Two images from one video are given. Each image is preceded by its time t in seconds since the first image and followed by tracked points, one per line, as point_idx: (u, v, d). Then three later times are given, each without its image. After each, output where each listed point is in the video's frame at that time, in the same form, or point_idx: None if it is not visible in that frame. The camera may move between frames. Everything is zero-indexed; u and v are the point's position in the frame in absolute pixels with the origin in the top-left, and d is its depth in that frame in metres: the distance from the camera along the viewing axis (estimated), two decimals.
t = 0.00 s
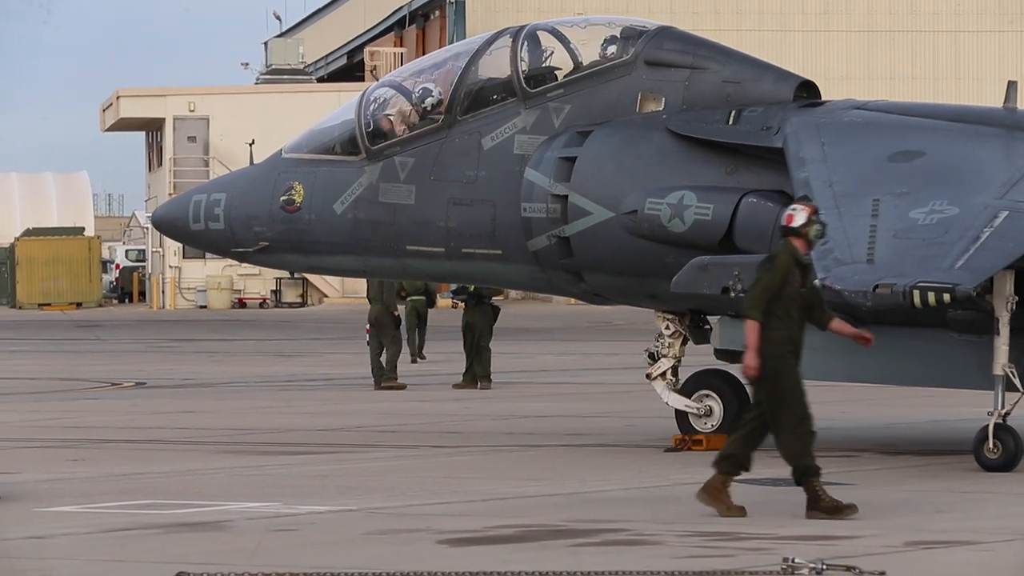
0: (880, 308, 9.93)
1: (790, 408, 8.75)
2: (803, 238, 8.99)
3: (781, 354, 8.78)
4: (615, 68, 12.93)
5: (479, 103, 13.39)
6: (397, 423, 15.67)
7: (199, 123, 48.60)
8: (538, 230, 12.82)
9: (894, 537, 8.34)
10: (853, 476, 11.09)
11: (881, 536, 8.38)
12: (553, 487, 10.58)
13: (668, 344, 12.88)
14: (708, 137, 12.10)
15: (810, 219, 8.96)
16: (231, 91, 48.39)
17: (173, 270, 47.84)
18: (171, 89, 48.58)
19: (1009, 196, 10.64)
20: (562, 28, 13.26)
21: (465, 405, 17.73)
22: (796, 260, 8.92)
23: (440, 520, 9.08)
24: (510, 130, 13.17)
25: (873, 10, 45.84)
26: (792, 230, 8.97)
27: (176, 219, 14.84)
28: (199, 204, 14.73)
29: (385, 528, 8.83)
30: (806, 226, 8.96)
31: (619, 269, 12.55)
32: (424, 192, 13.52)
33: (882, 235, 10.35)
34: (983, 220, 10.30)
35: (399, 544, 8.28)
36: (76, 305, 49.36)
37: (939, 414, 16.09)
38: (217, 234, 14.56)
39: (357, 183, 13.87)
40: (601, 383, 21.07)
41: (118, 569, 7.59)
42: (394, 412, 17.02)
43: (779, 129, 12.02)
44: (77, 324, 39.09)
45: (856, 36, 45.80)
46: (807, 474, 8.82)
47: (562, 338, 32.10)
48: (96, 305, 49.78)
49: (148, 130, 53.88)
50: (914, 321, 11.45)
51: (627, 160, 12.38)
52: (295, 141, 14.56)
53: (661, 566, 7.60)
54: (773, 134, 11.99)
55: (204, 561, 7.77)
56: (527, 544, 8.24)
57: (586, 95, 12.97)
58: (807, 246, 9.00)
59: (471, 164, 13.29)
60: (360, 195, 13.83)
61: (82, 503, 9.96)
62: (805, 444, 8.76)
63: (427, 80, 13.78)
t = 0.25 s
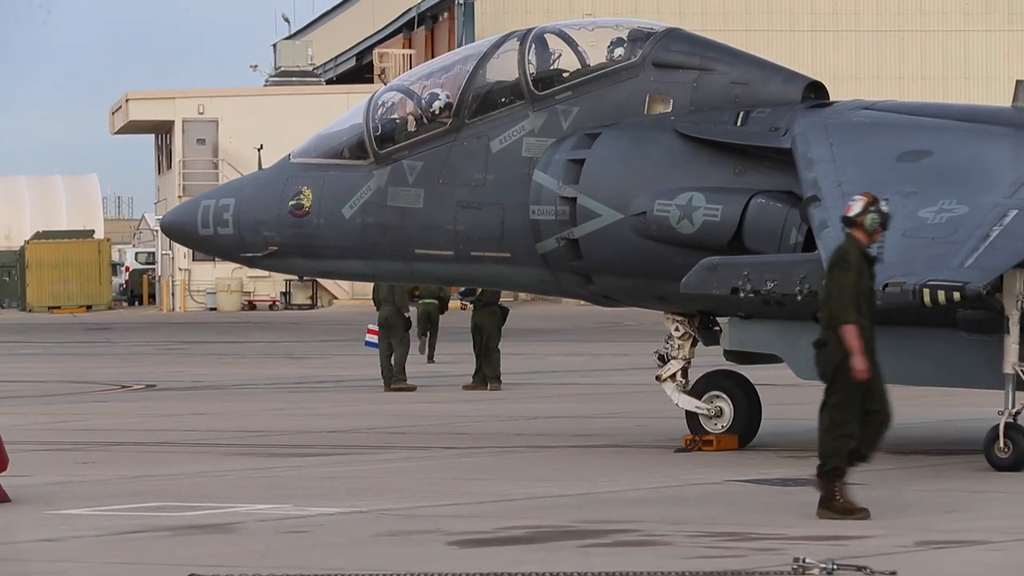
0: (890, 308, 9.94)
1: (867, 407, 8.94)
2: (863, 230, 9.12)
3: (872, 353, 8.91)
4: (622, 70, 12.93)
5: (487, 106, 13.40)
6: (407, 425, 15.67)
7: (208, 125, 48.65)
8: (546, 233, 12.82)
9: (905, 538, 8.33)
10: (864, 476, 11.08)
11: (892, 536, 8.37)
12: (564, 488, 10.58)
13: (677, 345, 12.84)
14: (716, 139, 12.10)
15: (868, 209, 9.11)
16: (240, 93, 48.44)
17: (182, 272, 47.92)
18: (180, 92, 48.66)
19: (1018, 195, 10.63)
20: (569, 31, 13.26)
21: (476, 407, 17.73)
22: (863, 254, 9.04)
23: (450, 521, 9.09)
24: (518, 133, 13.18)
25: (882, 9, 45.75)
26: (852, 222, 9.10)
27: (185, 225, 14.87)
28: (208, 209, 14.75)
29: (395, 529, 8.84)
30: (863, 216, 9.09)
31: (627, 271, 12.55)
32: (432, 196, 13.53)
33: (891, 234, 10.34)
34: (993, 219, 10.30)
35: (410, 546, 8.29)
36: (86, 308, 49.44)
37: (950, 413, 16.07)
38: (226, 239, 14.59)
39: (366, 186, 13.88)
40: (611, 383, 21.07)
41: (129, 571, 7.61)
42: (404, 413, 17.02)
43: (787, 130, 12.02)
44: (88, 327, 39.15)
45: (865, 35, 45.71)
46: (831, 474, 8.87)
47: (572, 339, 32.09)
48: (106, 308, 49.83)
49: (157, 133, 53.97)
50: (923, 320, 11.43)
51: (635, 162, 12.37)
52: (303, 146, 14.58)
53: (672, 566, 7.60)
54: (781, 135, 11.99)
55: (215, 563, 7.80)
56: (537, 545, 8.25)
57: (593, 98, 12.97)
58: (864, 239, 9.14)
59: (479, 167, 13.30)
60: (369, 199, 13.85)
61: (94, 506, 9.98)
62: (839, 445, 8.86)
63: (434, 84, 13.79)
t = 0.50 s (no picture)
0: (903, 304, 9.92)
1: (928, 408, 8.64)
2: (942, 233, 8.81)
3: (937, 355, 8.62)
4: (634, 67, 12.92)
5: (498, 104, 13.39)
6: (419, 422, 15.69)
7: (220, 123, 48.71)
8: (558, 230, 12.82)
9: (918, 534, 8.32)
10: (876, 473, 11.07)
11: (904, 533, 8.36)
12: (576, 485, 10.59)
13: (689, 343, 12.84)
14: (728, 136, 12.10)
15: (947, 214, 8.79)
16: (252, 91, 48.50)
17: (194, 270, 48.01)
18: (192, 90, 48.73)
19: None
20: (581, 28, 13.25)
21: (488, 404, 17.75)
22: (940, 257, 8.75)
23: (462, 519, 9.10)
24: (530, 131, 13.18)
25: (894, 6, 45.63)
26: (930, 226, 8.79)
27: (196, 224, 14.90)
28: (220, 207, 14.78)
29: (407, 527, 8.85)
30: (944, 221, 8.79)
31: (639, 269, 12.55)
32: (444, 194, 13.54)
33: (904, 230, 10.34)
34: (1005, 215, 10.29)
35: (422, 543, 8.30)
36: (98, 306, 49.57)
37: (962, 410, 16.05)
38: (237, 237, 14.62)
39: (377, 185, 13.90)
40: (623, 381, 21.07)
41: (142, 569, 7.63)
42: (416, 411, 17.04)
43: (799, 127, 12.02)
44: (101, 325, 39.25)
45: (877, 32, 45.60)
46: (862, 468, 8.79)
47: (584, 336, 32.10)
48: (118, 307, 49.94)
49: (169, 131, 54.04)
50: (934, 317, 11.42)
51: (647, 159, 12.37)
52: (314, 145, 14.60)
53: (684, 564, 7.60)
54: (793, 131, 12.00)
55: (227, 561, 7.81)
56: (549, 542, 8.26)
57: (605, 96, 12.96)
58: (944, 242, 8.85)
59: (491, 165, 13.31)
60: (380, 197, 13.86)
61: (107, 504, 10.00)
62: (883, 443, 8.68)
63: (445, 82, 13.79)
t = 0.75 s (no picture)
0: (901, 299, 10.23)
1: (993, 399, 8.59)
2: (998, 221, 8.83)
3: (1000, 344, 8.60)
4: (633, 64, 12.92)
5: (497, 101, 13.39)
6: (418, 419, 15.70)
7: (219, 120, 48.68)
8: (557, 226, 12.81)
9: (917, 530, 8.32)
10: (875, 469, 11.08)
11: (903, 529, 8.36)
12: (575, 482, 10.59)
13: (688, 339, 12.85)
14: (727, 132, 12.09)
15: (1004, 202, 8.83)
16: (250, 88, 48.46)
17: (193, 267, 48.01)
18: (190, 86, 48.71)
19: None
20: (580, 25, 13.25)
21: (486, 401, 17.75)
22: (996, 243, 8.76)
23: (461, 515, 9.11)
24: (529, 127, 13.18)
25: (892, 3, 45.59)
26: (986, 214, 8.81)
27: (196, 220, 14.90)
28: (219, 203, 14.78)
29: (405, 523, 8.86)
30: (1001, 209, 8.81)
31: (638, 265, 12.55)
32: (443, 190, 13.54)
33: (903, 227, 10.58)
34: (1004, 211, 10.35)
35: (421, 540, 8.31)
36: (97, 302, 49.57)
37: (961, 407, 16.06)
38: (236, 234, 14.62)
39: (376, 181, 13.90)
40: (621, 377, 21.07)
41: (141, 565, 7.63)
42: (415, 407, 17.04)
43: (798, 123, 12.01)
44: (99, 322, 39.25)
45: (876, 29, 45.56)
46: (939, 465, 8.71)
47: (582, 333, 32.11)
48: (117, 303, 49.93)
49: (167, 127, 54.01)
50: (934, 314, 11.36)
51: (646, 155, 12.37)
52: (313, 141, 14.59)
53: (683, 560, 7.61)
54: (792, 128, 11.99)
55: (225, 557, 7.81)
56: (548, 539, 8.26)
57: (604, 92, 12.96)
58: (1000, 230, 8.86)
59: (490, 161, 13.31)
60: (379, 194, 13.86)
61: (105, 500, 10.01)
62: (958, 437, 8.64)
63: (444, 78, 13.79)
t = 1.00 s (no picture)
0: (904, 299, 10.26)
1: None
2: None
3: None
4: (636, 63, 12.92)
5: (501, 100, 13.39)
6: (422, 418, 15.70)
7: (223, 119, 48.69)
8: (561, 226, 12.81)
9: (921, 530, 8.31)
10: (878, 468, 11.07)
11: (907, 529, 8.35)
12: (579, 482, 10.59)
13: (692, 339, 12.87)
14: (731, 131, 12.08)
15: None
16: (254, 87, 48.49)
17: (197, 266, 48.03)
18: (194, 86, 48.73)
19: None
20: (584, 24, 13.25)
21: (490, 400, 17.75)
22: None
23: (465, 514, 9.11)
24: (533, 126, 13.17)
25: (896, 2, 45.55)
26: None
27: (200, 218, 14.91)
28: (223, 202, 14.79)
29: (409, 523, 8.86)
30: None
31: (641, 264, 12.55)
32: (447, 188, 13.55)
33: (906, 226, 10.58)
34: (1008, 210, 10.35)
35: (424, 539, 8.30)
36: (101, 302, 49.60)
37: (965, 406, 16.05)
38: (240, 233, 14.62)
39: (380, 180, 13.90)
40: (625, 377, 21.07)
41: (144, 565, 7.63)
42: (419, 407, 17.05)
43: (802, 122, 12.00)
44: (103, 321, 39.29)
45: (880, 28, 45.52)
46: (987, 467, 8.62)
47: (586, 332, 32.11)
48: (121, 303, 49.95)
49: (171, 127, 54.04)
50: (936, 315, 11.29)
51: (650, 154, 12.36)
52: (317, 140, 14.59)
53: (687, 560, 7.60)
54: (795, 127, 11.98)
55: (229, 557, 7.81)
56: (553, 538, 8.26)
57: (608, 91, 12.96)
58: None
59: (494, 160, 13.31)
60: (383, 193, 13.87)
61: (109, 499, 10.02)
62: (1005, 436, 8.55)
63: (448, 77, 13.79)
